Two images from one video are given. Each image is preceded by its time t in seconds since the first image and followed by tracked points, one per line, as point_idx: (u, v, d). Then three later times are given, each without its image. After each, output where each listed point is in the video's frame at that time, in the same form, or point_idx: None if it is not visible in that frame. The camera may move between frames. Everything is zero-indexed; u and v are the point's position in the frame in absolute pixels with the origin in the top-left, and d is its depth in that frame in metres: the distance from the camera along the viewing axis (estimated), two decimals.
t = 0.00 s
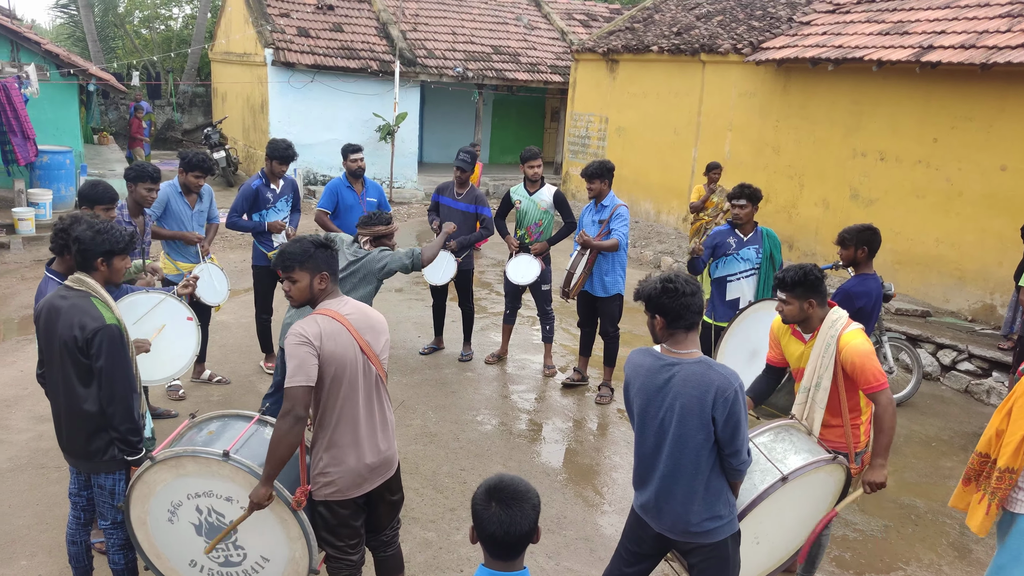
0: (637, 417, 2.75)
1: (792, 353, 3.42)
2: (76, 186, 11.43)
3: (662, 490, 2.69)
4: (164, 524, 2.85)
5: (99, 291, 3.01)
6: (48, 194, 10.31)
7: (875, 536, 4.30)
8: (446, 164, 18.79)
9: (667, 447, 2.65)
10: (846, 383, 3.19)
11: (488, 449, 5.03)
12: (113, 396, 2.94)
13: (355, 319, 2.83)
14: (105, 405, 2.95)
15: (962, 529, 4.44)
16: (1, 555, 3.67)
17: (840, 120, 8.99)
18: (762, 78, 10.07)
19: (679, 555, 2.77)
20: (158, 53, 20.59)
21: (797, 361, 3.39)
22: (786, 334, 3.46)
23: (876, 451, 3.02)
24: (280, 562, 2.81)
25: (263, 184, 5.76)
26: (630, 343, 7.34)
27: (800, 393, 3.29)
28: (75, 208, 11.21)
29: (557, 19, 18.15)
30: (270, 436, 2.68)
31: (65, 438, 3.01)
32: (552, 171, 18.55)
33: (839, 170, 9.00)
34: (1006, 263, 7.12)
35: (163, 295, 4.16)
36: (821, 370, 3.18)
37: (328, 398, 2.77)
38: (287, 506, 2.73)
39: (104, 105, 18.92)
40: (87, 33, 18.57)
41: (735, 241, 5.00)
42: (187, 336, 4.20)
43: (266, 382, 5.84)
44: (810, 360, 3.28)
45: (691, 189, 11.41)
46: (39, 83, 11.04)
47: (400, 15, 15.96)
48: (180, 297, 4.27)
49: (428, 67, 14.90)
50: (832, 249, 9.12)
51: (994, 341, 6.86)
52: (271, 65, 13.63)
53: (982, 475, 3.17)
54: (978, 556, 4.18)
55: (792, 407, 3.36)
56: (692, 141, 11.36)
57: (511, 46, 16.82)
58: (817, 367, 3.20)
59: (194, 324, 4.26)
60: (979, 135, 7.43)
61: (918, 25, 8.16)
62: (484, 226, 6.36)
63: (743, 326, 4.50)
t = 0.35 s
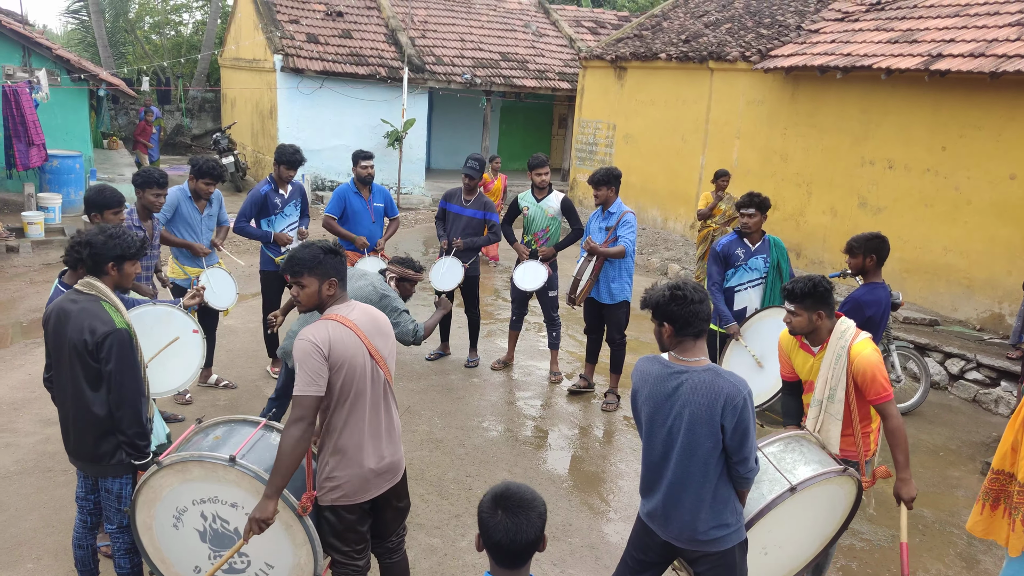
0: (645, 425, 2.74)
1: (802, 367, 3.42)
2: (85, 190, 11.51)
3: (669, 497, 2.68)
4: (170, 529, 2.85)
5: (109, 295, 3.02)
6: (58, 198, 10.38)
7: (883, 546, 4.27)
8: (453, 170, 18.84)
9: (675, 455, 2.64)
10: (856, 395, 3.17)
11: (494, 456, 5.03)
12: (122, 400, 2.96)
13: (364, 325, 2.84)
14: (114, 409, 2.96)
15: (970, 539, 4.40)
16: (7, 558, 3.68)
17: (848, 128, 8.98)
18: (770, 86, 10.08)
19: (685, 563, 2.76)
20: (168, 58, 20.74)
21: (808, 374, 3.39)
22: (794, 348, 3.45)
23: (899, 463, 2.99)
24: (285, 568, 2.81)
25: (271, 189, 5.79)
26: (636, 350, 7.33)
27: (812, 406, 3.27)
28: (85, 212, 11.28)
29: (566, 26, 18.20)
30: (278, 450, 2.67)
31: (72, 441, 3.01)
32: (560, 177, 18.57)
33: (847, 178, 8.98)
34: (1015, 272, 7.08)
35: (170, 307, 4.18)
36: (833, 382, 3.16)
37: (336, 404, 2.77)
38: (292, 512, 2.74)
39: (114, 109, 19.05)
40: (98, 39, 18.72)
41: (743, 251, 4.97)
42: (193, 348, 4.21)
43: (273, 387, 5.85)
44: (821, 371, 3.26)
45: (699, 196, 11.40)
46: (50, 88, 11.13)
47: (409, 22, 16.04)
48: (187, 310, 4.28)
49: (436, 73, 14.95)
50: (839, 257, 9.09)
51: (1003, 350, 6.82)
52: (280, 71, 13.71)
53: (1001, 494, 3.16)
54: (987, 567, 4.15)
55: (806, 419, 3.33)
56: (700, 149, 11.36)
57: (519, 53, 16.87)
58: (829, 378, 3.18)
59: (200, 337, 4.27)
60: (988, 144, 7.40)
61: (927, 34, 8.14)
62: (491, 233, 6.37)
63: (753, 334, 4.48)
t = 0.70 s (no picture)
0: (643, 422, 2.74)
1: (799, 359, 3.42)
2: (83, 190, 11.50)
3: (668, 494, 2.68)
4: (169, 527, 2.85)
5: (107, 295, 3.02)
6: (55, 198, 10.37)
7: (881, 543, 4.28)
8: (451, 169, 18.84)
9: (673, 451, 2.64)
10: (852, 388, 3.17)
11: (492, 454, 5.03)
12: (120, 400, 2.96)
13: (362, 324, 2.84)
14: (113, 409, 2.96)
15: (968, 535, 4.41)
16: (6, 558, 3.68)
17: (846, 126, 8.98)
18: (768, 84, 10.08)
19: (684, 560, 2.76)
20: (165, 58, 20.72)
21: (805, 367, 3.39)
22: (793, 340, 3.46)
23: (882, 457, 3.01)
24: (284, 564, 2.81)
25: (268, 188, 5.80)
26: (634, 348, 7.33)
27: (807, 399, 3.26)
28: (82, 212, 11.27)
29: (564, 24, 18.20)
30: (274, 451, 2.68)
31: (70, 441, 3.01)
32: (558, 176, 18.58)
33: (845, 176, 8.99)
34: (1012, 269, 7.09)
35: (165, 292, 4.17)
36: (828, 375, 3.16)
37: (333, 403, 2.77)
38: (292, 508, 2.73)
39: (112, 110, 19.02)
40: (95, 39, 18.69)
41: (741, 248, 4.98)
42: (194, 333, 4.24)
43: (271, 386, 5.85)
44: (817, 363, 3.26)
45: (697, 194, 11.41)
46: (47, 88, 11.11)
47: (406, 21, 16.03)
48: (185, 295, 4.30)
49: (434, 72, 14.94)
50: (837, 255, 9.10)
51: (1001, 347, 6.82)
52: (278, 70, 13.70)
53: (992, 487, 3.16)
54: (985, 562, 4.15)
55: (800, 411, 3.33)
56: (698, 147, 11.36)
57: (517, 51, 16.86)
58: (824, 371, 3.18)
59: (200, 321, 4.30)
60: (986, 142, 7.41)
61: (925, 31, 8.15)
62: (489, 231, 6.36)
63: (750, 332, 4.48)
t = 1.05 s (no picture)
0: (645, 417, 2.74)
1: (801, 357, 3.42)
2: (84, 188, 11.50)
3: (670, 488, 2.68)
4: (171, 526, 2.85)
5: (108, 294, 3.02)
6: (56, 197, 10.37)
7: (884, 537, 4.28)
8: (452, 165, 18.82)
9: (675, 446, 2.64)
10: (853, 387, 3.17)
11: (494, 450, 5.03)
12: (121, 399, 2.96)
13: (360, 322, 2.84)
14: (113, 408, 2.96)
15: (970, 529, 4.41)
16: (10, 556, 3.69)
17: (847, 120, 8.96)
18: (768, 78, 10.06)
19: (687, 556, 2.76)
20: (164, 56, 20.71)
21: (806, 364, 3.40)
22: (794, 338, 3.46)
23: (892, 456, 3.03)
24: (286, 563, 2.82)
25: (268, 185, 5.79)
26: (635, 344, 7.33)
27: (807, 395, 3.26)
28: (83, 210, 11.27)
29: (563, 19, 18.15)
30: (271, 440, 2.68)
31: (72, 439, 3.01)
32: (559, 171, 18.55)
33: (845, 170, 8.98)
34: (1014, 262, 7.09)
35: (167, 295, 4.15)
36: (828, 372, 3.15)
37: (330, 402, 2.77)
38: (292, 508, 2.74)
39: (111, 107, 19.00)
40: (93, 36, 18.67)
41: (743, 245, 4.97)
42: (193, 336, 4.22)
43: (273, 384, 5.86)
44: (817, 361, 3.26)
45: (697, 189, 11.39)
46: (46, 86, 11.09)
47: (406, 16, 15.99)
48: (185, 299, 4.28)
49: (434, 68, 14.91)
50: (838, 249, 9.09)
51: (1002, 341, 6.82)
52: (277, 67, 13.68)
53: (989, 476, 3.36)
54: (987, 556, 4.15)
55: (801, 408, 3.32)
56: (698, 142, 11.34)
57: (517, 47, 16.82)
58: (825, 368, 3.18)
59: (200, 324, 4.28)
60: (986, 135, 7.39)
61: (925, 24, 8.12)
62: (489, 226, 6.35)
63: (751, 328, 4.49)
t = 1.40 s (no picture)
0: (645, 419, 2.74)
1: (804, 360, 3.41)
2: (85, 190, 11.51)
3: (671, 491, 2.68)
4: (171, 529, 2.85)
5: (107, 296, 3.02)
6: (57, 199, 10.39)
7: (884, 540, 4.28)
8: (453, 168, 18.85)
9: (676, 449, 2.64)
10: (856, 391, 3.16)
11: (495, 453, 5.03)
12: (121, 402, 2.96)
13: (359, 326, 2.84)
14: (113, 410, 2.96)
15: (971, 532, 4.41)
16: (10, 559, 3.69)
17: (848, 123, 8.97)
18: (769, 81, 10.06)
19: (688, 559, 2.76)
20: (166, 58, 20.77)
21: (808, 367, 3.40)
22: (796, 341, 3.46)
23: (892, 460, 3.02)
24: (286, 565, 2.82)
25: (271, 188, 5.79)
26: (636, 346, 7.33)
27: (811, 399, 3.26)
28: (84, 212, 11.28)
29: (564, 22, 18.19)
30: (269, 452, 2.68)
31: (71, 442, 3.01)
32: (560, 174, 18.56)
33: (846, 173, 8.98)
34: (1015, 265, 7.09)
35: (170, 301, 4.17)
36: (832, 375, 3.15)
37: (329, 406, 2.77)
38: (292, 511, 2.74)
39: (113, 110, 19.04)
40: (96, 39, 18.71)
41: (745, 247, 4.96)
42: (194, 343, 4.23)
43: (274, 386, 5.86)
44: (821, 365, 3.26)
45: (698, 192, 11.39)
46: (48, 89, 11.11)
47: (407, 19, 16.02)
48: (186, 304, 4.28)
49: (435, 71, 14.94)
50: (839, 252, 9.09)
51: (1003, 344, 6.82)
52: (279, 70, 13.70)
53: (994, 468, 3.34)
54: (989, 560, 4.15)
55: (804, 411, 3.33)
56: (699, 145, 11.35)
57: (518, 50, 16.85)
58: (828, 372, 3.18)
59: (200, 330, 4.28)
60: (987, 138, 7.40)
61: (926, 27, 8.13)
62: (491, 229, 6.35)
63: (752, 329, 4.48)
